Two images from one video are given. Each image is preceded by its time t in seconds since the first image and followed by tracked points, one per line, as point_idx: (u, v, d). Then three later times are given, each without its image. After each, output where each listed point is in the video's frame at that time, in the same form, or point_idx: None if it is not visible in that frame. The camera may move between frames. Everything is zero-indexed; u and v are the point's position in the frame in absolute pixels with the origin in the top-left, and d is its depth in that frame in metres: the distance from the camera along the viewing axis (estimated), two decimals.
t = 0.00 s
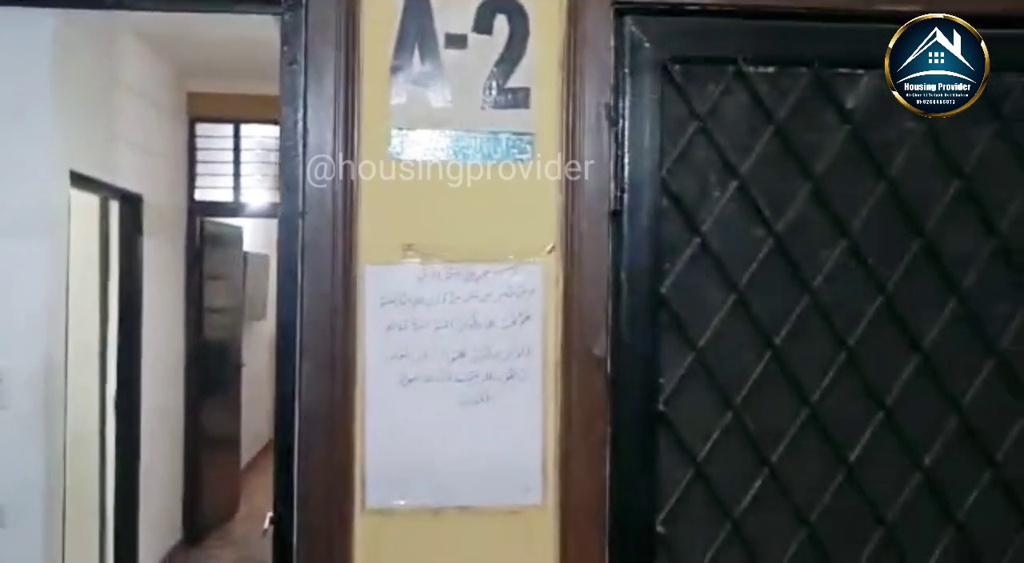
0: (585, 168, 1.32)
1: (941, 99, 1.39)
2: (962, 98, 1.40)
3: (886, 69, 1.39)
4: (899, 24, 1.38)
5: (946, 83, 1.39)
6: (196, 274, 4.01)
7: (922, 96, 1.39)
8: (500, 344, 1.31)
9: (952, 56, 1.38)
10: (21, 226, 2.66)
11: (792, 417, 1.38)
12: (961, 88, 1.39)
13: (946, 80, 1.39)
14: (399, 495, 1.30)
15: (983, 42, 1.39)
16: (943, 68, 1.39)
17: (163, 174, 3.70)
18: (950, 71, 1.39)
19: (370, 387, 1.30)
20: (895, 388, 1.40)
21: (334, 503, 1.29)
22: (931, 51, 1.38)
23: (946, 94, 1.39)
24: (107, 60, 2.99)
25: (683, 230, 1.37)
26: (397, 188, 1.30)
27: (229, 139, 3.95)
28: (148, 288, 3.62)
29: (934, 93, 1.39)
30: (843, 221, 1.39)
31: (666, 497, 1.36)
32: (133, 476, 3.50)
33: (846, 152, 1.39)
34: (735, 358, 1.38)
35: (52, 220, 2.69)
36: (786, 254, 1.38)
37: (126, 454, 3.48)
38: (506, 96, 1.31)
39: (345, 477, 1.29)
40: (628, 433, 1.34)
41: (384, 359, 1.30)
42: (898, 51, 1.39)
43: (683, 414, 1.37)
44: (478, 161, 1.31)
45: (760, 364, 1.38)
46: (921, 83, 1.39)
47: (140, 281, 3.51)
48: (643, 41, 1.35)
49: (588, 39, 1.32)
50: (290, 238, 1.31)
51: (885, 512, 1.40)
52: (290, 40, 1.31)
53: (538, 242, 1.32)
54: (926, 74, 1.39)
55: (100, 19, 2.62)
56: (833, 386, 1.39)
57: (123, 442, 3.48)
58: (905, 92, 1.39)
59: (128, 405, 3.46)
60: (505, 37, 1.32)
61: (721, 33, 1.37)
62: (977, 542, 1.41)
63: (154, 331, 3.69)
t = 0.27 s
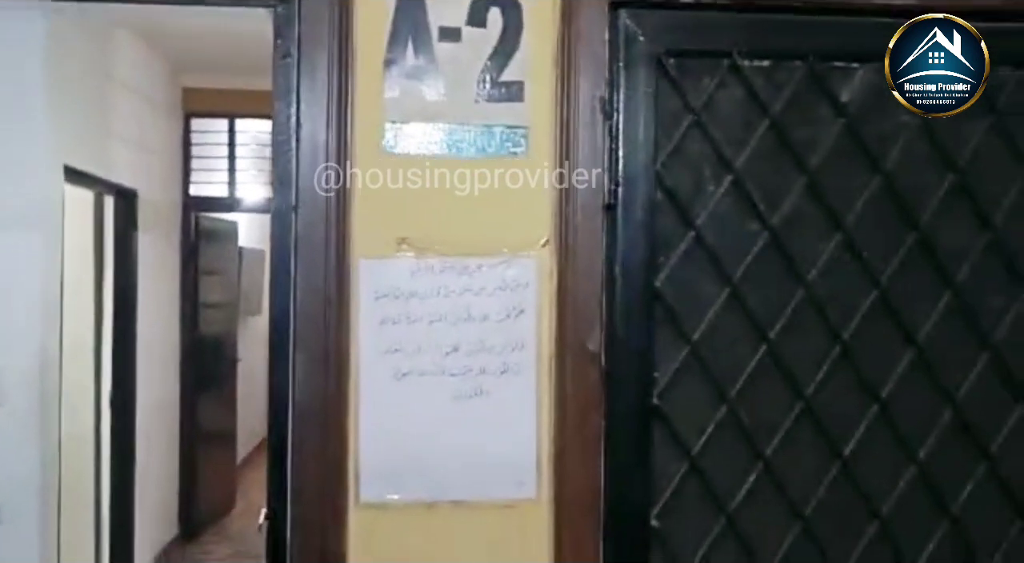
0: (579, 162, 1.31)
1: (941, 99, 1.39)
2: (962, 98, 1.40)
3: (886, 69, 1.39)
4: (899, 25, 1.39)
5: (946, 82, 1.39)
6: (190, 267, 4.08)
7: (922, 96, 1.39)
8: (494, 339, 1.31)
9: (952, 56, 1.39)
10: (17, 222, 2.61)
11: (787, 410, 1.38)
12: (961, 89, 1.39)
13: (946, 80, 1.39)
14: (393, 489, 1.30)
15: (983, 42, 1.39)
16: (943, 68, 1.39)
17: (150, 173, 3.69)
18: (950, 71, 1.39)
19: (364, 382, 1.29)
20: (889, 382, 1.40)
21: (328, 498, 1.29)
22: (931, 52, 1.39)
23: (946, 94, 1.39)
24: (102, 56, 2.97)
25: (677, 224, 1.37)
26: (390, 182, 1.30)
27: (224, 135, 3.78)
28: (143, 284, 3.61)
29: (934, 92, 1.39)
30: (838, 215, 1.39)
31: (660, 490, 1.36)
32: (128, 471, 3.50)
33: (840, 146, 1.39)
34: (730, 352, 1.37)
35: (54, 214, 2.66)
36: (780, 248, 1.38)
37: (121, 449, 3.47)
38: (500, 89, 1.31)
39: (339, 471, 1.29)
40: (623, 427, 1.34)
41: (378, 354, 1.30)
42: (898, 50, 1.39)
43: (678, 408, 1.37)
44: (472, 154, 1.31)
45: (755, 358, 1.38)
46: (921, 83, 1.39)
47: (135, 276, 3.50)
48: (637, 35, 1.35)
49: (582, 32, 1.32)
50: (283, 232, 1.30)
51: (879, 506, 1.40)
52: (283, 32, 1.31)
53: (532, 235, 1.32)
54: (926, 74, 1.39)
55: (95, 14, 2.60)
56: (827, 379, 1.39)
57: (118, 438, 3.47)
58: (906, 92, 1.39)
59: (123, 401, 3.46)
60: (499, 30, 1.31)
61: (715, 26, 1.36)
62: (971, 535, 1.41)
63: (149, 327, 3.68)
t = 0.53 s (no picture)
0: (574, 155, 1.31)
1: (941, 99, 1.39)
2: (962, 98, 1.40)
3: (886, 69, 1.39)
4: (900, 24, 1.39)
5: (946, 83, 1.39)
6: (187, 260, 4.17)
7: (922, 96, 1.39)
8: (488, 332, 1.31)
9: (952, 56, 1.39)
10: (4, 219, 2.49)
11: (781, 403, 1.38)
12: (961, 88, 1.39)
13: (945, 80, 1.39)
14: (387, 482, 1.30)
15: (983, 42, 1.40)
16: (943, 68, 1.39)
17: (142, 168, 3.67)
18: (950, 71, 1.39)
19: (358, 376, 1.29)
20: (883, 375, 1.40)
21: (321, 491, 1.28)
22: (931, 52, 1.39)
23: (946, 94, 1.39)
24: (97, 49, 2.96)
25: (672, 217, 1.36)
26: (384, 175, 1.30)
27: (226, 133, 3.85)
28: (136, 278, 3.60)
29: (934, 93, 1.39)
30: (832, 208, 1.39)
31: (655, 484, 1.36)
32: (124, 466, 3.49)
33: (835, 139, 1.39)
34: (725, 345, 1.37)
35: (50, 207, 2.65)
36: (775, 241, 1.38)
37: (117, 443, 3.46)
38: (495, 82, 1.31)
39: (333, 465, 1.29)
40: (618, 421, 1.34)
41: (372, 347, 1.29)
42: (898, 50, 1.39)
43: (672, 401, 1.36)
44: (466, 147, 1.31)
45: (749, 352, 1.38)
46: (921, 83, 1.39)
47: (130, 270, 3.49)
48: (632, 27, 1.34)
49: (576, 24, 1.31)
50: (277, 228, 1.29)
51: (874, 499, 1.40)
52: (277, 23, 1.29)
53: (527, 228, 1.31)
54: (926, 73, 1.39)
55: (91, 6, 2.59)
56: (821, 372, 1.39)
57: (114, 432, 3.47)
58: (906, 92, 1.39)
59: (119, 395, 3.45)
60: (493, 22, 1.31)
61: (710, 19, 1.36)
62: (965, 528, 1.41)
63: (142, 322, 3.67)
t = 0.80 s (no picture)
0: (568, 148, 1.31)
1: (941, 99, 1.39)
2: (962, 98, 1.40)
3: (886, 69, 1.39)
4: (900, 24, 1.39)
5: (946, 83, 1.39)
6: (182, 251, 4.18)
7: (922, 96, 1.39)
8: (482, 324, 1.30)
9: (952, 56, 1.39)
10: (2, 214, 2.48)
11: (775, 396, 1.38)
12: (961, 89, 1.39)
13: (945, 80, 1.39)
14: (381, 475, 1.29)
15: (983, 42, 1.40)
16: (943, 68, 1.39)
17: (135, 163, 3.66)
18: (950, 71, 1.39)
19: (351, 368, 1.29)
20: (877, 368, 1.40)
21: (315, 484, 1.28)
22: (931, 51, 1.39)
23: (946, 94, 1.39)
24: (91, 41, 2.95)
25: (666, 210, 1.36)
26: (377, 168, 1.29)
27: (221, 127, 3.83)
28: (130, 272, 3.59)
29: (933, 93, 1.39)
30: (826, 201, 1.39)
31: (649, 477, 1.36)
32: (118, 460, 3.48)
33: (829, 131, 1.39)
34: (719, 338, 1.37)
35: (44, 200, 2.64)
36: (769, 234, 1.38)
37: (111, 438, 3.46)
38: (489, 74, 1.30)
39: (326, 457, 1.28)
40: (613, 415, 1.33)
41: (366, 340, 1.29)
42: (898, 50, 1.38)
43: (666, 394, 1.36)
44: (459, 139, 1.31)
45: (743, 344, 1.38)
46: (921, 83, 1.39)
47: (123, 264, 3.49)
48: (627, 19, 1.33)
49: (571, 16, 1.31)
50: (269, 220, 1.28)
51: (867, 492, 1.40)
52: (270, 15, 1.28)
53: (521, 221, 1.31)
54: (926, 73, 1.39)
55: None
56: (815, 365, 1.39)
57: (108, 426, 3.46)
58: (905, 92, 1.39)
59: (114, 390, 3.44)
60: (487, 14, 1.30)
61: (705, 11, 1.36)
62: (959, 520, 1.42)
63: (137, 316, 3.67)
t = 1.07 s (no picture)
0: (562, 140, 1.30)
1: (940, 99, 1.39)
2: (962, 98, 1.39)
3: (886, 69, 1.38)
4: (900, 24, 1.38)
5: (946, 83, 1.38)
6: (176, 244, 4.17)
7: (922, 96, 1.39)
8: (475, 316, 1.30)
9: (952, 56, 1.38)
10: None
11: (769, 388, 1.38)
12: (961, 88, 1.39)
13: (945, 80, 1.38)
14: (374, 467, 1.29)
15: (983, 42, 1.39)
16: (943, 67, 1.38)
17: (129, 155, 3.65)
18: (950, 71, 1.38)
19: (345, 361, 1.29)
20: (871, 360, 1.40)
21: (308, 476, 1.28)
22: (931, 51, 1.38)
23: (946, 94, 1.39)
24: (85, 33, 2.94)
25: (661, 201, 1.36)
26: (371, 159, 1.29)
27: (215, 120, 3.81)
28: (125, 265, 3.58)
29: (933, 93, 1.39)
30: (820, 193, 1.38)
31: (643, 470, 1.36)
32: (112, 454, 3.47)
33: (823, 123, 1.39)
34: (713, 330, 1.37)
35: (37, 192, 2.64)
36: (763, 226, 1.38)
37: (105, 432, 3.45)
38: (483, 66, 1.30)
39: (319, 449, 1.28)
40: (607, 407, 1.33)
41: (359, 332, 1.29)
42: (898, 50, 1.38)
43: (660, 386, 1.36)
44: (453, 131, 1.30)
45: (737, 336, 1.38)
46: (921, 83, 1.39)
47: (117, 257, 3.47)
48: (621, 11, 1.33)
49: (565, 8, 1.30)
50: (262, 212, 1.28)
51: (861, 484, 1.40)
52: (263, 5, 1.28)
53: (515, 212, 1.31)
54: (926, 74, 1.39)
55: None
56: (808, 357, 1.39)
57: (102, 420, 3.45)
58: (905, 92, 1.39)
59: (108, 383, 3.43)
60: (481, 5, 1.30)
61: (700, 2, 1.35)
62: (951, 513, 1.42)
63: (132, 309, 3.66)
